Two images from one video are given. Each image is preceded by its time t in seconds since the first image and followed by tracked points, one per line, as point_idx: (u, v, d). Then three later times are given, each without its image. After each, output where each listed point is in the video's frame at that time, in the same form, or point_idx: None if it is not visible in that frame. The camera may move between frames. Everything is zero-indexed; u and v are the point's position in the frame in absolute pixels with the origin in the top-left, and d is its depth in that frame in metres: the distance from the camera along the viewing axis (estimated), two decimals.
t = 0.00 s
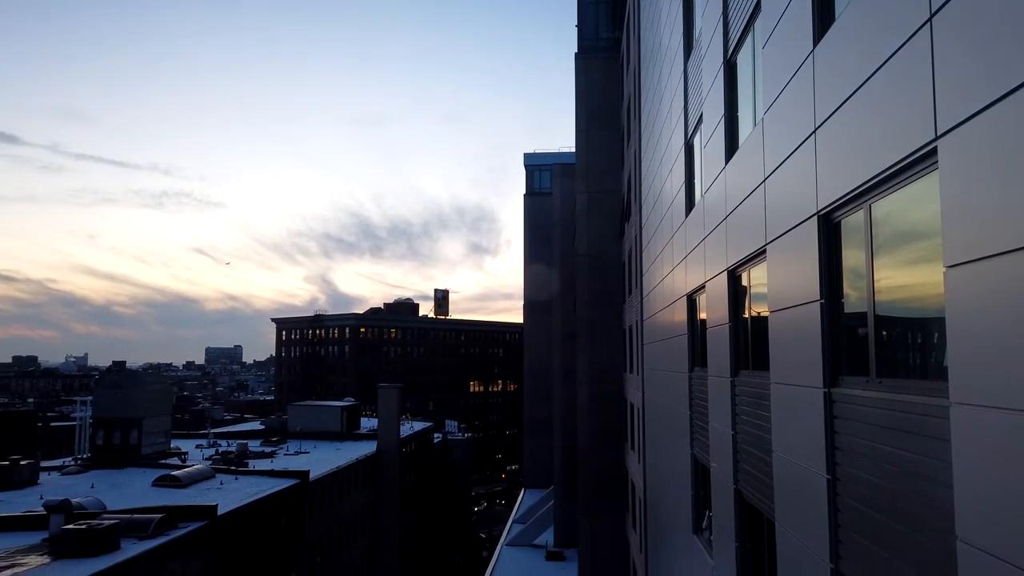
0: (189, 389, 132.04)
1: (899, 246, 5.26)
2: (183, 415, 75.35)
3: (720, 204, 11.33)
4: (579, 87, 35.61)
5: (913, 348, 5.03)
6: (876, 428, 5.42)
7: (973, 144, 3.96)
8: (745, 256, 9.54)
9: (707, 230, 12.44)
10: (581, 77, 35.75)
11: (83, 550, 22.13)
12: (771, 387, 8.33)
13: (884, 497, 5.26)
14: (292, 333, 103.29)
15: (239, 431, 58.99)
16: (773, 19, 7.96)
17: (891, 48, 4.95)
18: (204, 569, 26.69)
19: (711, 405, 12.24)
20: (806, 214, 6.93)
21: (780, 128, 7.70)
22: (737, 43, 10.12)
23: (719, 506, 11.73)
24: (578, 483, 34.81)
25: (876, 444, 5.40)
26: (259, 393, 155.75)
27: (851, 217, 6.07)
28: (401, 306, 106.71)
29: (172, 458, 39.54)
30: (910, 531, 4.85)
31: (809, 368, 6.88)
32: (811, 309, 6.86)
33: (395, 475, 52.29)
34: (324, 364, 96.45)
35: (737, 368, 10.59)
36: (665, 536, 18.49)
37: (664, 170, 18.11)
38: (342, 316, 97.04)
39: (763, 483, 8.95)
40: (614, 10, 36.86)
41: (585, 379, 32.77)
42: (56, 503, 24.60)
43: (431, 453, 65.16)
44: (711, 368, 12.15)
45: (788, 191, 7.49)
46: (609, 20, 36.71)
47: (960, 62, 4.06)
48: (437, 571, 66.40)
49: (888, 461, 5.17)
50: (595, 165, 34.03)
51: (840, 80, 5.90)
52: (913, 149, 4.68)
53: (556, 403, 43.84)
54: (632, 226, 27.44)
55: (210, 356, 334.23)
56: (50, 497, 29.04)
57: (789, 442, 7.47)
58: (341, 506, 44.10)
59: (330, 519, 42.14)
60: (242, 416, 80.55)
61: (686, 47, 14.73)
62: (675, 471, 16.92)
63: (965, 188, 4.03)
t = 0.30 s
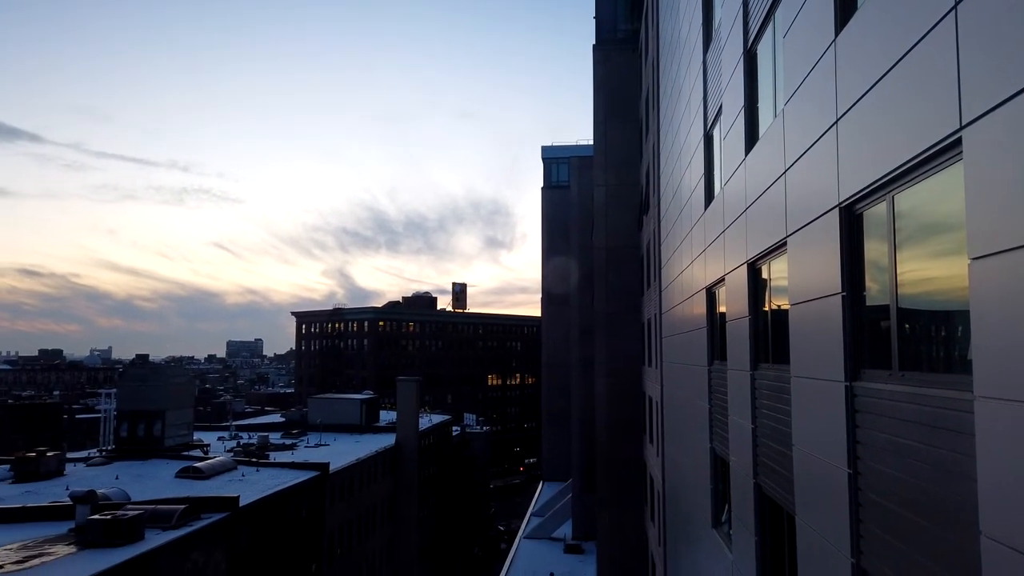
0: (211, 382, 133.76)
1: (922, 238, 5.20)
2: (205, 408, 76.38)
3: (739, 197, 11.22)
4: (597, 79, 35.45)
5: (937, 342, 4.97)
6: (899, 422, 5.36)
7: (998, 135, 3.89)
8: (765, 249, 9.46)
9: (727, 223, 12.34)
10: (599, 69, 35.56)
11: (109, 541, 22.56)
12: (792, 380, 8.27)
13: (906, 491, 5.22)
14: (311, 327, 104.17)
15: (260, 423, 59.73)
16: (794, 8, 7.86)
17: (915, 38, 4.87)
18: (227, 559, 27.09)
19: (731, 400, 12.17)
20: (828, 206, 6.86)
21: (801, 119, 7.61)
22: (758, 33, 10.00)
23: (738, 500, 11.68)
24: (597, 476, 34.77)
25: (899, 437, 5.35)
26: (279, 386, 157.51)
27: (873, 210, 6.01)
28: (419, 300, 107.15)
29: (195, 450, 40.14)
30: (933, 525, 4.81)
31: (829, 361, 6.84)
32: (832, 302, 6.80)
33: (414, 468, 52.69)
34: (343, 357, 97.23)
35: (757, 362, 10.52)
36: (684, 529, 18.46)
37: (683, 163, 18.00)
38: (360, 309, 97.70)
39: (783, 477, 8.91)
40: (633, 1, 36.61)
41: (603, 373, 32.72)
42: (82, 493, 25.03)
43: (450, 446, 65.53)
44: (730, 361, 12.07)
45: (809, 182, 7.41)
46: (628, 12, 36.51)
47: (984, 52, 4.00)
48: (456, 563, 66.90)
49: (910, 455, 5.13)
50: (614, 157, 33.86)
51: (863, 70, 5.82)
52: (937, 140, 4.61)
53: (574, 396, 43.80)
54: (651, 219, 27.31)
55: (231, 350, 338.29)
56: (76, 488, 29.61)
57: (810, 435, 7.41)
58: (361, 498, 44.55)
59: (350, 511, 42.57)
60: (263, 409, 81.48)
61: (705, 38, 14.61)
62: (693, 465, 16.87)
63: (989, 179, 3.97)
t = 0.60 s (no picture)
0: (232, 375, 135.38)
1: (946, 230, 5.12)
2: (226, 400, 77.38)
3: (760, 189, 11.12)
4: (616, 71, 35.21)
5: (961, 335, 4.91)
6: (923, 416, 5.30)
7: None
8: (786, 241, 9.37)
9: (747, 216, 12.24)
10: (618, 60, 35.32)
11: (133, 530, 22.99)
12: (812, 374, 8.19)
13: (930, 486, 5.15)
14: (331, 320, 104.99)
15: (280, 415, 60.41)
16: None
17: (940, 26, 4.79)
18: (249, 549, 27.51)
19: (750, 394, 12.09)
20: (850, 197, 6.77)
21: (823, 109, 7.51)
22: (778, 23, 9.89)
23: (758, 494, 11.61)
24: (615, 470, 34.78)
25: (922, 431, 5.29)
26: (300, 378, 159.16)
27: (896, 201, 5.92)
28: (437, 293, 107.43)
29: (216, 442, 40.71)
30: (956, 521, 4.76)
31: (851, 354, 6.77)
32: (854, 294, 6.72)
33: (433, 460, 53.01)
34: (362, 350, 97.91)
35: (777, 356, 10.43)
36: (703, 523, 18.42)
37: (703, 155, 17.85)
38: (379, 303, 98.23)
39: (804, 471, 8.84)
40: None
41: (621, 366, 32.61)
42: (107, 484, 25.48)
43: (468, 438, 65.84)
44: (750, 355, 11.98)
45: (831, 174, 7.32)
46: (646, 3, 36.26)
47: (1012, 40, 3.92)
48: (475, 555, 67.32)
49: (934, 450, 5.06)
50: (632, 150, 33.66)
51: (886, 59, 5.74)
52: (963, 130, 4.53)
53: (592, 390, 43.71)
54: (670, 212, 27.14)
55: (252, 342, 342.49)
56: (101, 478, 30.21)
57: (831, 430, 7.35)
58: (380, 490, 44.94)
59: (370, 502, 42.96)
60: (283, 401, 82.38)
61: (725, 28, 14.45)
62: (713, 459, 16.78)
63: (1016, 170, 3.90)
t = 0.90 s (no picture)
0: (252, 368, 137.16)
1: (971, 223, 5.04)
2: (247, 393, 78.31)
3: (780, 181, 11.01)
4: (634, 63, 34.98)
5: (986, 329, 4.83)
6: (946, 410, 5.22)
7: None
8: (807, 234, 9.29)
9: (767, 209, 12.14)
10: (636, 53, 35.09)
11: (156, 521, 23.41)
12: (833, 367, 8.13)
13: (952, 483, 5.09)
14: (350, 314, 105.75)
15: (300, 408, 61.07)
16: None
17: (965, 14, 4.71)
18: (270, 540, 27.90)
19: (770, 388, 12.00)
20: (872, 189, 6.69)
21: (845, 100, 7.43)
22: (800, 13, 9.76)
23: (778, 489, 11.55)
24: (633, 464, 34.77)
25: (944, 426, 5.23)
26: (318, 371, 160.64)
27: (919, 193, 5.84)
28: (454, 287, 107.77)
29: (237, 434, 41.24)
30: (979, 517, 4.70)
31: (873, 348, 6.69)
32: (876, 288, 6.65)
33: (451, 454, 53.28)
34: (381, 343, 98.58)
35: (797, 350, 10.34)
36: (721, 518, 18.33)
37: (722, 147, 17.68)
38: (397, 297, 98.72)
39: (824, 465, 8.78)
40: None
41: (639, 361, 32.48)
42: (131, 475, 25.92)
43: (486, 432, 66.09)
44: (769, 349, 11.91)
45: (852, 166, 7.24)
46: None
47: None
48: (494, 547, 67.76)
49: (957, 445, 5.00)
50: (650, 143, 33.43)
51: (908, 49, 5.67)
52: (988, 120, 4.46)
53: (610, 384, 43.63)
54: (688, 205, 26.95)
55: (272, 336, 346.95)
56: (126, 470, 30.76)
57: (852, 424, 7.29)
58: (399, 482, 45.26)
59: (389, 494, 43.33)
60: (302, 394, 83.24)
61: (745, 19, 14.29)
62: (732, 455, 16.65)
63: None
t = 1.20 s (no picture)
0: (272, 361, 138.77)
1: (996, 215, 4.96)
2: (267, 385, 79.22)
3: (800, 173, 10.91)
4: (653, 55, 34.71)
5: (1011, 323, 4.75)
6: (969, 405, 5.16)
7: None
8: (828, 227, 9.20)
9: (787, 201, 12.02)
10: (654, 44, 34.79)
11: (179, 511, 23.82)
12: (854, 361, 8.06)
13: (976, 478, 5.03)
14: (368, 308, 106.41)
15: (320, 401, 61.68)
16: None
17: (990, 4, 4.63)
18: (290, 531, 28.27)
19: (790, 382, 11.91)
20: (895, 182, 6.60)
21: (867, 91, 7.33)
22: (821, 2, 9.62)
23: (797, 484, 11.48)
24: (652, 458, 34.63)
25: (968, 421, 5.17)
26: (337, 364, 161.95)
27: (943, 185, 5.76)
28: (472, 281, 107.98)
29: (258, 426, 41.74)
30: (1003, 515, 4.64)
31: (895, 342, 6.61)
32: (899, 281, 6.56)
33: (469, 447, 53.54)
34: (399, 336, 99.13)
35: (818, 344, 10.25)
36: (740, 512, 18.26)
37: (742, 139, 17.50)
38: (415, 290, 99.12)
39: (845, 461, 8.71)
40: None
41: (657, 354, 32.36)
42: (154, 466, 26.37)
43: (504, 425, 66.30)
44: (789, 343, 11.82)
45: (874, 158, 7.15)
46: None
47: None
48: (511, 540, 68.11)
49: (981, 440, 4.94)
50: (669, 135, 33.16)
51: (932, 38, 5.58)
52: (1014, 111, 4.38)
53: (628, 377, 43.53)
54: (708, 198, 26.73)
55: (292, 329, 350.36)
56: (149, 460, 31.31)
57: (873, 418, 7.24)
58: (418, 475, 45.60)
59: (407, 486, 43.68)
60: (322, 387, 84.02)
61: (766, 9, 14.11)
62: (751, 450, 16.56)
63: None
